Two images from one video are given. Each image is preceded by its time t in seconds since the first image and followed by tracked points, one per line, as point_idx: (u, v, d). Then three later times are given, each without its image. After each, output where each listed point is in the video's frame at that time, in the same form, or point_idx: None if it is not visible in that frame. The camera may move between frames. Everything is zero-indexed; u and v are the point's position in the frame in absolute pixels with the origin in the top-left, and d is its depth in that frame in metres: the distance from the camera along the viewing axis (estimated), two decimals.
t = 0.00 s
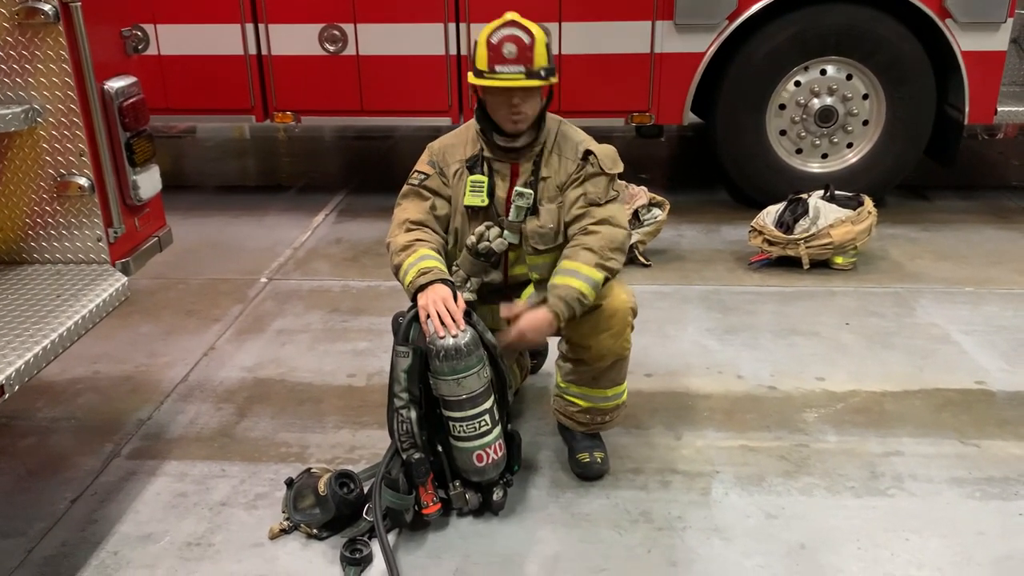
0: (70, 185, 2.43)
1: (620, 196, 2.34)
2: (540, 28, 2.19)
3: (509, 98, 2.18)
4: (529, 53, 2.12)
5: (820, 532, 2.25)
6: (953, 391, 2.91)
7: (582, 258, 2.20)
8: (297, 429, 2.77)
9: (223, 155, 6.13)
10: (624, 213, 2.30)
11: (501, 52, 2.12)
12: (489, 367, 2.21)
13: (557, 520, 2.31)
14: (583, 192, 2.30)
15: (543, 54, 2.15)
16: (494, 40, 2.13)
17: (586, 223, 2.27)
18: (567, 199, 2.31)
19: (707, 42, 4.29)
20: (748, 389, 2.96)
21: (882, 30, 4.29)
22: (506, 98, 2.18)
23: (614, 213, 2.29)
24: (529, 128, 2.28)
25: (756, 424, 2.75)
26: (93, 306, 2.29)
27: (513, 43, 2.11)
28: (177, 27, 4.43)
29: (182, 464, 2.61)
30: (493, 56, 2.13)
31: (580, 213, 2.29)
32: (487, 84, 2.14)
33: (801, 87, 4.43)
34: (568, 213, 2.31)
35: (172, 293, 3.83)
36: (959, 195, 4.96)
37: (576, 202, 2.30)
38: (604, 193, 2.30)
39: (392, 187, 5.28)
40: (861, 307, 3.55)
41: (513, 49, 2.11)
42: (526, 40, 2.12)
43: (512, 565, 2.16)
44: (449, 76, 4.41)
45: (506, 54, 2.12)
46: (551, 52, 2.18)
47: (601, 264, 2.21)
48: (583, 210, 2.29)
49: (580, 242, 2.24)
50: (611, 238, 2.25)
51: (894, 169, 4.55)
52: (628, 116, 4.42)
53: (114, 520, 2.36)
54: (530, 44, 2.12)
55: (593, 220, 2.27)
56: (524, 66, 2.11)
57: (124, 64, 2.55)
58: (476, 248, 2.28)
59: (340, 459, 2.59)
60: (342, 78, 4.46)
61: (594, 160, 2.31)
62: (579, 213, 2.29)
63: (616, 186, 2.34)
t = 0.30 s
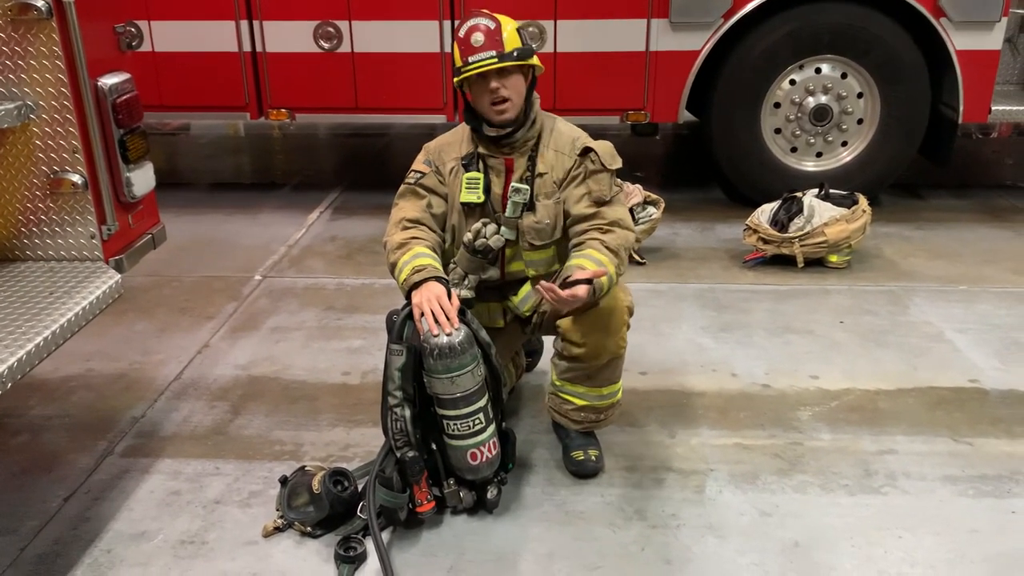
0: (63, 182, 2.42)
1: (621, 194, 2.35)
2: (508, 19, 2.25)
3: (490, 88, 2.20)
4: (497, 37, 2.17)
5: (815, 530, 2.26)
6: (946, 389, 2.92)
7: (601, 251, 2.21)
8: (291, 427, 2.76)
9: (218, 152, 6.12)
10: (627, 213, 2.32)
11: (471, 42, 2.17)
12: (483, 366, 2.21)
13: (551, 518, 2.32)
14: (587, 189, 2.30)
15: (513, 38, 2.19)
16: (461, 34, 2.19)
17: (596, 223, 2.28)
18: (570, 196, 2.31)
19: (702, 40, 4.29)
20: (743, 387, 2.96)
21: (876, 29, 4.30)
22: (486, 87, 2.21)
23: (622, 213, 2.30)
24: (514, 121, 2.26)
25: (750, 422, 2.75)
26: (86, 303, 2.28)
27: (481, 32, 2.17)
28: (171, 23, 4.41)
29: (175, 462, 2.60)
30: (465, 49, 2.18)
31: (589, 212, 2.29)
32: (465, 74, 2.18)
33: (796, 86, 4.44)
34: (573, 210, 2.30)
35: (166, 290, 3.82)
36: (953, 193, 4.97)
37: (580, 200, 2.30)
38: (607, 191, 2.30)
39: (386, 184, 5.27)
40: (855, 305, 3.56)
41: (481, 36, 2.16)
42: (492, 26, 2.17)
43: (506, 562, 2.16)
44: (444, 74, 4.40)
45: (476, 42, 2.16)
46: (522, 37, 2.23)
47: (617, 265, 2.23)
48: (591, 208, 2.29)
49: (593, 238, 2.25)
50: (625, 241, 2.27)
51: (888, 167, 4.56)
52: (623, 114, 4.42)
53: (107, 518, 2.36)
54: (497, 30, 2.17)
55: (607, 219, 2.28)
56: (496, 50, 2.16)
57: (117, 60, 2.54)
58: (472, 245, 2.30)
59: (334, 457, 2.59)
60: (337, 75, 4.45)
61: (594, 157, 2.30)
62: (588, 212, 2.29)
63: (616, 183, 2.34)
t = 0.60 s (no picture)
0: (57, 180, 2.41)
1: (617, 195, 2.36)
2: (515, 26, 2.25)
3: (490, 94, 2.19)
4: (500, 42, 2.17)
5: (809, 528, 2.26)
6: (940, 389, 2.92)
7: (598, 248, 2.22)
8: (286, 425, 2.76)
9: (213, 150, 6.11)
10: (624, 214, 2.34)
11: (474, 46, 2.17)
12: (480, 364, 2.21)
13: (546, 517, 2.32)
14: (584, 191, 2.31)
15: (516, 43, 2.19)
16: (465, 36, 2.19)
17: (594, 223, 2.29)
18: (568, 197, 2.31)
19: (698, 40, 4.30)
20: (737, 386, 2.97)
21: (871, 30, 4.30)
22: (485, 91, 2.20)
23: (618, 214, 2.32)
24: (514, 124, 2.26)
25: (745, 421, 2.76)
26: (81, 302, 2.27)
27: (484, 36, 2.17)
28: (167, 21, 4.40)
29: (170, 460, 2.60)
30: (467, 52, 2.18)
31: (586, 212, 2.30)
32: (465, 78, 2.18)
33: (791, 86, 4.45)
34: (570, 211, 2.31)
35: (161, 289, 3.81)
36: (948, 193, 4.98)
37: (577, 202, 2.31)
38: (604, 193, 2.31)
39: (382, 183, 5.27)
40: (850, 305, 3.56)
41: (485, 41, 2.16)
42: (496, 31, 2.17)
43: (501, 560, 2.16)
44: (440, 73, 4.40)
45: (478, 47, 2.16)
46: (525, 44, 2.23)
47: (613, 262, 2.24)
48: (588, 210, 2.30)
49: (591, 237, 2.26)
50: (620, 240, 2.29)
51: (882, 167, 4.57)
52: (619, 113, 4.43)
53: (101, 516, 2.35)
54: (501, 37, 2.17)
55: (603, 218, 2.29)
56: (498, 56, 2.15)
57: (112, 58, 2.53)
58: (470, 246, 2.30)
59: (328, 456, 2.58)
60: (333, 73, 4.44)
61: (592, 160, 2.30)
62: (585, 212, 2.30)
63: (613, 186, 2.36)
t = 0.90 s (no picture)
0: (53, 177, 2.41)
1: (614, 194, 2.35)
2: (526, 47, 2.17)
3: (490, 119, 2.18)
4: (509, 80, 2.12)
5: (804, 527, 2.27)
6: (936, 388, 2.93)
7: (585, 249, 2.21)
8: (282, 423, 2.76)
9: (209, 148, 6.09)
10: (620, 212, 2.33)
11: (481, 80, 2.12)
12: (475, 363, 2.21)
13: (542, 515, 2.32)
14: (580, 190, 2.31)
15: (523, 77, 2.14)
16: (474, 65, 2.13)
17: (586, 221, 2.28)
18: (564, 196, 2.31)
19: (695, 39, 4.30)
20: (733, 384, 2.97)
21: (867, 29, 4.31)
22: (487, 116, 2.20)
23: (614, 212, 2.31)
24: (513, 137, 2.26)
25: (741, 419, 2.76)
26: (76, 299, 2.27)
27: (493, 73, 2.11)
28: (163, 18, 4.39)
29: (165, 458, 2.59)
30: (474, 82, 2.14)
31: (581, 211, 2.29)
32: (468, 108, 2.16)
33: (788, 85, 4.45)
34: (566, 211, 2.30)
35: (156, 286, 3.80)
36: (944, 193, 4.99)
37: (573, 201, 2.30)
38: (600, 192, 2.31)
39: (379, 181, 5.26)
40: (846, 304, 3.57)
41: (494, 79, 2.11)
42: (506, 68, 2.11)
43: (496, 558, 2.16)
44: (437, 71, 4.39)
45: (486, 84, 2.12)
46: (534, 71, 2.17)
47: (603, 260, 2.23)
48: (583, 208, 2.29)
49: (583, 235, 2.25)
50: (613, 237, 2.27)
51: (879, 167, 4.57)
52: (616, 112, 4.43)
53: (96, 514, 2.35)
54: (511, 74, 2.12)
55: (597, 216, 2.28)
56: (504, 95, 2.12)
57: (108, 54, 2.52)
58: (467, 247, 2.30)
59: (324, 454, 2.58)
60: (329, 71, 4.44)
61: (588, 160, 2.31)
62: (579, 210, 2.29)
63: (610, 185, 2.35)
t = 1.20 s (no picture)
0: (50, 174, 2.40)
1: (611, 194, 2.35)
2: (544, 87, 2.17)
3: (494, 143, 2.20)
4: (528, 126, 2.13)
5: (800, 525, 2.27)
6: (933, 386, 2.93)
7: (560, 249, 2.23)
8: (279, 421, 2.75)
9: (206, 145, 6.08)
10: (614, 210, 2.31)
11: (500, 123, 2.12)
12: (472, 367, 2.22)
13: (538, 513, 2.32)
14: (574, 190, 2.31)
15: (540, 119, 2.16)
16: (496, 110, 2.11)
17: (575, 218, 2.29)
18: (560, 197, 2.32)
19: (693, 37, 4.29)
20: (730, 383, 2.97)
21: (864, 27, 4.31)
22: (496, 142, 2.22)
23: (605, 209, 2.30)
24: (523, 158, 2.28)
25: (738, 418, 2.76)
26: (73, 296, 2.26)
27: (513, 120, 2.11)
28: (160, 14, 4.38)
29: (162, 456, 2.59)
30: (491, 122, 2.13)
31: (571, 210, 2.31)
32: (485, 147, 2.17)
33: (786, 83, 4.45)
34: (560, 210, 2.32)
35: (153, 284, 3.80)
36: (941, 192, 4.99)
37: (566, 200, 2.31)
38: (594, 191, 2.30)
39: (376, 179, 5.26)
40: (843, 302, 3.57)
41: (514, 125, 2.12)
42: (526, 117, 2.11)
43: (493, 557, 2.16)
44: (434, 68, 4.39)
45: (505, 128, 2.13)
46: (549, 107, 2.19)
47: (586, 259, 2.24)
48: (573, 207, 2.30)
49: (567, 235, 2.26)
50: (602, 234, 2.27)
51: (877, 166, 4.58)
52: (614, 110, 4.43)
53: (92, 512, 2.34)
54: (531, 121, 2.13)
55: (586, 215, 2.28)
56: (521, 139, 2.14)
57: (105, 52, 2.52)
58: (466, 251, 2.30)
59: (321, 452, 2.58)
60: (326, 69, 4.43)
61: (585, 160, 2.30)
62: (570, 209, 2.31)
63: (606, 184, 2.34)
